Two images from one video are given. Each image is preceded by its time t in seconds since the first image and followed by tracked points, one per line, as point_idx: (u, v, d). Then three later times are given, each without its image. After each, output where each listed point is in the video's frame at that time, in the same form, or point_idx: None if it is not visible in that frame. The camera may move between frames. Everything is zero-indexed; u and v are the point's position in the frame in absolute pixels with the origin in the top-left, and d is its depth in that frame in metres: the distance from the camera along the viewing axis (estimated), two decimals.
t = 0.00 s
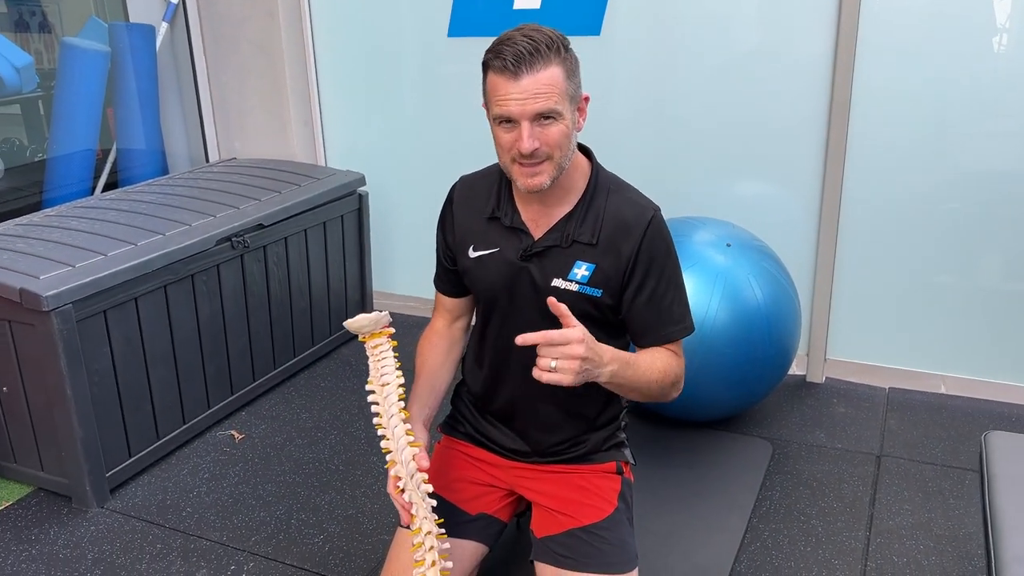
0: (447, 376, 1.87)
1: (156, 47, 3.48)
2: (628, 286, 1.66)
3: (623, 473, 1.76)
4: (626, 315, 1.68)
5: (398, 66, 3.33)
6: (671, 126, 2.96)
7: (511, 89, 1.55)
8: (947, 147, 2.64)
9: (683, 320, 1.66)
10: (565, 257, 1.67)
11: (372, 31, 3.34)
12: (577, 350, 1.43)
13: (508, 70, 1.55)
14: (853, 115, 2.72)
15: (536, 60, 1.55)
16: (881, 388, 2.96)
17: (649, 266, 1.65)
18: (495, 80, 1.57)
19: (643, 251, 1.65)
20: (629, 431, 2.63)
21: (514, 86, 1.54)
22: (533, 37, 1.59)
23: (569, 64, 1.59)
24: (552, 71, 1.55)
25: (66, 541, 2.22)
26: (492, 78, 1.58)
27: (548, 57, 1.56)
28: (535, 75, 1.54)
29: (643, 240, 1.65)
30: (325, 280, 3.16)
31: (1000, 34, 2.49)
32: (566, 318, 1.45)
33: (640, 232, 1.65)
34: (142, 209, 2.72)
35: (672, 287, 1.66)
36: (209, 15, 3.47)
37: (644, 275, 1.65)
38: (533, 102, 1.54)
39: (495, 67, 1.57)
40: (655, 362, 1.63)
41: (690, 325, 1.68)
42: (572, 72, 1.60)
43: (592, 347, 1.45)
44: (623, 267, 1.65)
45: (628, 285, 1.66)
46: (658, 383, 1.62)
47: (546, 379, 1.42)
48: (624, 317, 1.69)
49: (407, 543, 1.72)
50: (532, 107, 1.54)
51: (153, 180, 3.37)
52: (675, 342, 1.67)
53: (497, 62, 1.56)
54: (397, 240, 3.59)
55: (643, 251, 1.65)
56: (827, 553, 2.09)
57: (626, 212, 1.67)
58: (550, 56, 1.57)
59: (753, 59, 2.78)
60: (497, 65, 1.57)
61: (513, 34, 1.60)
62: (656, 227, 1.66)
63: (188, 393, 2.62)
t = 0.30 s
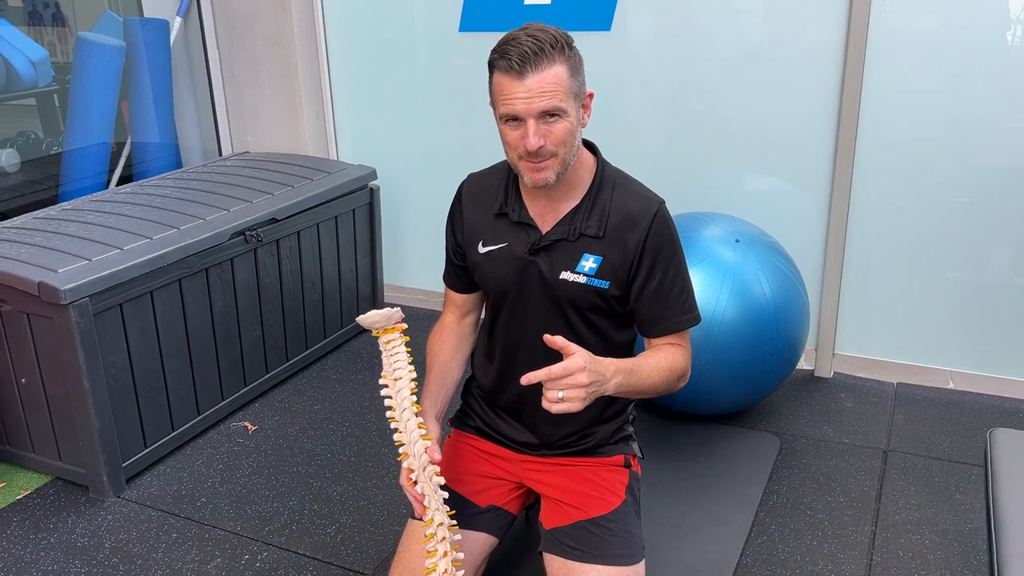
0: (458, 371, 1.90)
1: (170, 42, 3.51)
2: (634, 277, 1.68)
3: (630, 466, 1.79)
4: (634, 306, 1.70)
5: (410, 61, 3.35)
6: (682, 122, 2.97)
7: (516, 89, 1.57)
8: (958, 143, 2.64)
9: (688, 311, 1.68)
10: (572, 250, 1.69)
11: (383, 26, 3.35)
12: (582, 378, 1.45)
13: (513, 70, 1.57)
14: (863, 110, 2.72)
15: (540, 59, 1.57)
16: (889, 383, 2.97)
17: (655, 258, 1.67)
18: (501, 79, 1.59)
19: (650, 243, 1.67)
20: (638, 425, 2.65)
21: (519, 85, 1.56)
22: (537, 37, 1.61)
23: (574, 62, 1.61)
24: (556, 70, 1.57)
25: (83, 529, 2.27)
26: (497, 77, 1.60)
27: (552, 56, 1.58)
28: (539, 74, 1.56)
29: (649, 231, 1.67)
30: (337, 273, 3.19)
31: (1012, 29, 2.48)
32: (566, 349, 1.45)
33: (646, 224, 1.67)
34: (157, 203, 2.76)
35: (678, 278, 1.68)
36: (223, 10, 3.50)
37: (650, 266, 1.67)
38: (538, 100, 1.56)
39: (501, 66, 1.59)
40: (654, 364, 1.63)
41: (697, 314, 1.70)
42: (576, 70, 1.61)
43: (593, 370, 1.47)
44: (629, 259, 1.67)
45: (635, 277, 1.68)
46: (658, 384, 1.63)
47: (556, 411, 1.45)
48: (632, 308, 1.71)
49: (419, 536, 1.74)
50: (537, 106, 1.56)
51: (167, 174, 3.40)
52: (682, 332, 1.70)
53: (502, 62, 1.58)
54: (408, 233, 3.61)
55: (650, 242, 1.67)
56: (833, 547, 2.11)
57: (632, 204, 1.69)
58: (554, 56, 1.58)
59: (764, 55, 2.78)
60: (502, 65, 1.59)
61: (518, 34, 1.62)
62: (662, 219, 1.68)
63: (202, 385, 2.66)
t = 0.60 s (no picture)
0: (470, 366, 1.92)
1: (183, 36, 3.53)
2: (642, 272, 1.69)
3: (637, 460, 1.80)
4: (643, 301, 1.71)
5: (421, 55, 3.36)
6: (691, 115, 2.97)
7: (518, 87, 1.58)
8: (969, 137, 2.64)
9: (696, 306, 1.69)
10: (581, 244, 1.70)
11: (395, 19, 3.37)
12: (585, 376, 1.47)
13: (515, 68, 1.58)
14: (874, 104, 2.72)
15: (542, 57, 1.58)
16: (898, 377, 2.97)
17: (663, 253, 1.68)
18: (504, 78, 1.60)
19: (658, 237, 1.68)
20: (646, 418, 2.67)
21: (521, 83, 1.57)
22: (540, 35, 1.61)
23: (577, 59, 1.61)
24: (558, 68, 1.58)
25: (100, 518, 2.31)
26: (501, 75, 1.61)
27: (554, 54, 1.59)
28: (540, 72, 1.57)
29: (657, 226, 1.68)
30: (349, 266, 3.21)
31: None
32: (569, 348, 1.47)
33: (653, 218, 1.68)
34: (172, 196, 2.79)
35: (686, 273, 1.69)
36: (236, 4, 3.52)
37: (657, 260, 1.68)
38: (540, 98, 1.57)
39: (504, 64, 1.60)
40: (660, 361, 1.63)
41: (705, 308, 1.71)
42: (579, 67, 1.62)
43: (597, 369, 1.49)
44: (637, 253, 1.68)
45: (643, 271, 1.69)
46: (663, 380, 1.64)
47: (562, 410, 1.47)
48: (640, 302, 1.72)
49: (430, 527, 1.77)
50: (539, 103, 1.58)
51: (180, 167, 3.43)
52: (689, 326, 1.71)
53: (505, 60, 1.60)
54: (420, 226, 3.63)
55: (657, 236, 1.68)
56: (838, 541, 2.12)
57: (640, 200, 1.70)
58: (556, 53, 1.59)
59: (775, 49, 2.78)
60: (505, 63, 1.60)
61: (523, 32, 1.63)
62: (669, 215, 1.69)
63: (216, 376, 2.70)
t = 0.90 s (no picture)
0: (481, 361, 1.94)
1: (197, 29, 3.55)
2: (655, 264, 1.69)
3: (647, 454, 1.81)
4: (656, 293, 1.72)
5: (433, 48, 3.37)
6: (703, 109, 2.97)
7: (507, 85, 1.60)
8: (982, 132, 2.62)
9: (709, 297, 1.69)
10: (593, 238, 1.71)
11: (407, 13, 3.37)
12: (603, 370, 1.47)
13: (503, 67, 1.61)
14: (886, 98, 2.71)
15: (528, 52, 1.60)
16: (909, 372, 2.97)
17: (676, 245, 1.68)
18: (495, 78, 1.63)
19: (670, 229, 1.68)
20: (656, 412, 2.68)
21: (510, 81, 1.60)
22: (527, 32, 1.63)
23: (565, 50, 1.62)
24: (545, 60, 1.59)
25: (116, 508, 2.35)
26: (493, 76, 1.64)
27: (540, 48, 1.60)
28: (526, 67, 1.58)
29: (669, 218, 1.68)
30: (361, 259, 3.24)
31: None
32: (584, 343, 1.48)
33: (665, 211, 1.69)
34: (186, 190, 2.81)
35: (699, 265, 1.69)
36: None
37: (670, 253, 1.68)
38: (529, 92, 1.59)
39: (494, 65, 1.63)
40: (685, 350, 1.64)
41: (722, 299, 1.71)
42: (569, 58, 1.62)
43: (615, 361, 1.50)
44: (650, 246, 1.69)
45: (656, 263, 1.70)
46: (686, 369, 1.65)
47: (582, 405, 1.49)
48: (654, 295, 1.73)
49: (442, 520, 1.79)
50: (530, 98, 1.59)
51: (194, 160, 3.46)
52: (709, 317, 1.71)
53: (495, 61, 1.63)
54: (431, 219, 3.65)
55: (670, 229, 1.68)
56: (847, 535, 2.13)
57: (651, 193, 1.71)
58: (542, 47, 1.60)
59: (787, 43, 2.77)
60: (494, 64, 1.63)
61: (511, 32, 1.66)
62: (681, 207, 1.69)
63: (230, 368, 2.73)
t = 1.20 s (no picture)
0: (486, 357, 1.95)
1: (206, 23, 3.57)
2: (658, 257, 1.70)
3: (650, 449, 1.82)
4: (661, 286, 1.73)
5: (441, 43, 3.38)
6: (711, 104, 2.97)
7: (501, 81, 1.63)
8: (990, 128, 2.61)
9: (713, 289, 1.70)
10: (595, 232, 1.72)
11: (415, 8, 3.38)
12: (623, 337, 1.49)
13: (497, 63, 1.64)
14: (895, 93, 2.70)
15: (519, 48, 1.62)
16: (915, 368, 2.97)
17: (678, 238, 1.69)
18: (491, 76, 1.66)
19: (672, 222, 1.69)
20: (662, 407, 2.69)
21: (504, 77, 1.62)
22: (521, 29, 1.66)
23: (558, 45, 1.64)
24: (536, 55, 1.61)
25: (126, 499, 2.38)
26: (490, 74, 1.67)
27: (532, 43, 1.63)
28: (518, 62, 1.61)
29: (670, 212, 1.69)
30: (369, 253, 3.25)
31: None
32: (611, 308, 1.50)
33: (667, 204, 1.69)
34: (196, 184, 2.84)
35: (701, 258, 1.70)
36: None
37: (672, 246, 1.69)
38: (521, 85, 1.61)
39: (489, 64, 1.66)
40: (702, 336, 1.65)
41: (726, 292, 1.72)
42: (562, 52, 1.64)
43: (637, 332, 1.51)
44: (652, 239, 1.69)
45: (659, 256, 1.71)
46: (701, 353, 1.66)
47: (596, 367, 1.50)
48: (659, 289, 1.74)
49: (446, 513, 1.81)
50: (522, 92, 1.61)
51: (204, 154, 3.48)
52: (717, 308, 1.71)
53: (490, 60, 1.66)
54: (439, 214, 3.66)
55: (672, 221, 1.69)
56: (850, 531, 2.14)
57: (653, 186, 1.71)
58: (534, 42, 1.63)
59: (795, 38, 2.76)
60: (490, 62, 1.66)
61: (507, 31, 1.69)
62: (682, 200, 1.70)
63: (238, 362, 2.75)
